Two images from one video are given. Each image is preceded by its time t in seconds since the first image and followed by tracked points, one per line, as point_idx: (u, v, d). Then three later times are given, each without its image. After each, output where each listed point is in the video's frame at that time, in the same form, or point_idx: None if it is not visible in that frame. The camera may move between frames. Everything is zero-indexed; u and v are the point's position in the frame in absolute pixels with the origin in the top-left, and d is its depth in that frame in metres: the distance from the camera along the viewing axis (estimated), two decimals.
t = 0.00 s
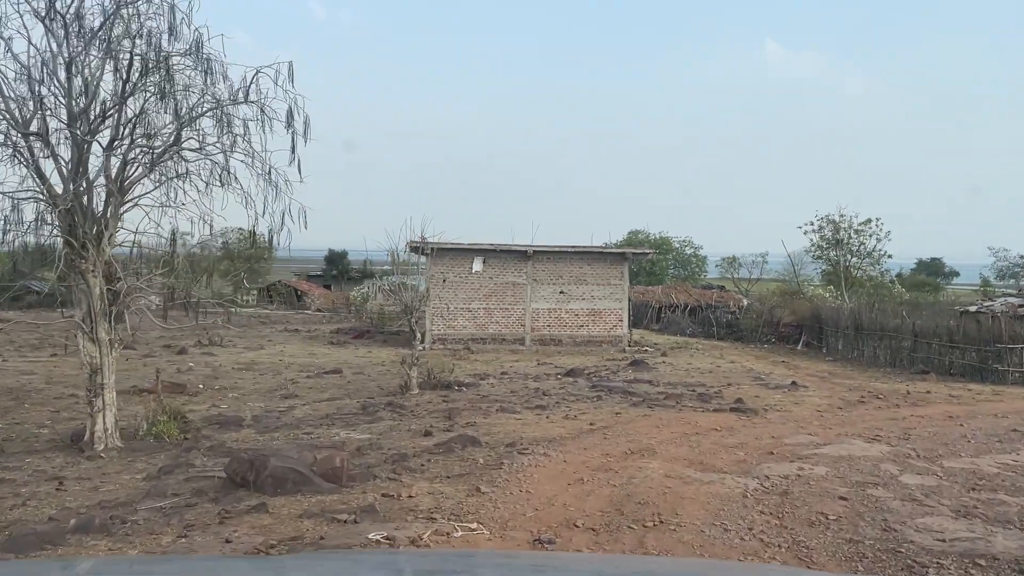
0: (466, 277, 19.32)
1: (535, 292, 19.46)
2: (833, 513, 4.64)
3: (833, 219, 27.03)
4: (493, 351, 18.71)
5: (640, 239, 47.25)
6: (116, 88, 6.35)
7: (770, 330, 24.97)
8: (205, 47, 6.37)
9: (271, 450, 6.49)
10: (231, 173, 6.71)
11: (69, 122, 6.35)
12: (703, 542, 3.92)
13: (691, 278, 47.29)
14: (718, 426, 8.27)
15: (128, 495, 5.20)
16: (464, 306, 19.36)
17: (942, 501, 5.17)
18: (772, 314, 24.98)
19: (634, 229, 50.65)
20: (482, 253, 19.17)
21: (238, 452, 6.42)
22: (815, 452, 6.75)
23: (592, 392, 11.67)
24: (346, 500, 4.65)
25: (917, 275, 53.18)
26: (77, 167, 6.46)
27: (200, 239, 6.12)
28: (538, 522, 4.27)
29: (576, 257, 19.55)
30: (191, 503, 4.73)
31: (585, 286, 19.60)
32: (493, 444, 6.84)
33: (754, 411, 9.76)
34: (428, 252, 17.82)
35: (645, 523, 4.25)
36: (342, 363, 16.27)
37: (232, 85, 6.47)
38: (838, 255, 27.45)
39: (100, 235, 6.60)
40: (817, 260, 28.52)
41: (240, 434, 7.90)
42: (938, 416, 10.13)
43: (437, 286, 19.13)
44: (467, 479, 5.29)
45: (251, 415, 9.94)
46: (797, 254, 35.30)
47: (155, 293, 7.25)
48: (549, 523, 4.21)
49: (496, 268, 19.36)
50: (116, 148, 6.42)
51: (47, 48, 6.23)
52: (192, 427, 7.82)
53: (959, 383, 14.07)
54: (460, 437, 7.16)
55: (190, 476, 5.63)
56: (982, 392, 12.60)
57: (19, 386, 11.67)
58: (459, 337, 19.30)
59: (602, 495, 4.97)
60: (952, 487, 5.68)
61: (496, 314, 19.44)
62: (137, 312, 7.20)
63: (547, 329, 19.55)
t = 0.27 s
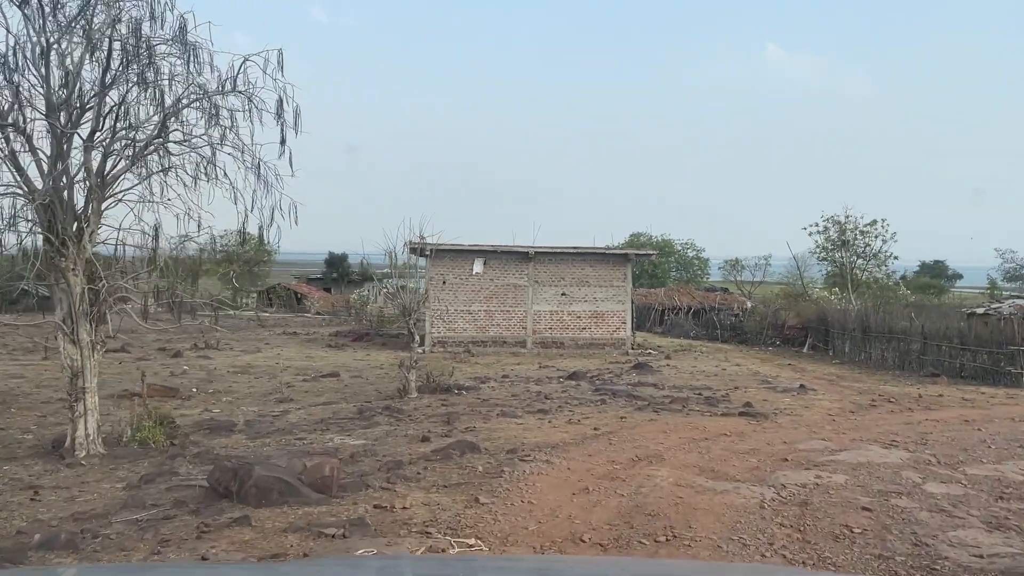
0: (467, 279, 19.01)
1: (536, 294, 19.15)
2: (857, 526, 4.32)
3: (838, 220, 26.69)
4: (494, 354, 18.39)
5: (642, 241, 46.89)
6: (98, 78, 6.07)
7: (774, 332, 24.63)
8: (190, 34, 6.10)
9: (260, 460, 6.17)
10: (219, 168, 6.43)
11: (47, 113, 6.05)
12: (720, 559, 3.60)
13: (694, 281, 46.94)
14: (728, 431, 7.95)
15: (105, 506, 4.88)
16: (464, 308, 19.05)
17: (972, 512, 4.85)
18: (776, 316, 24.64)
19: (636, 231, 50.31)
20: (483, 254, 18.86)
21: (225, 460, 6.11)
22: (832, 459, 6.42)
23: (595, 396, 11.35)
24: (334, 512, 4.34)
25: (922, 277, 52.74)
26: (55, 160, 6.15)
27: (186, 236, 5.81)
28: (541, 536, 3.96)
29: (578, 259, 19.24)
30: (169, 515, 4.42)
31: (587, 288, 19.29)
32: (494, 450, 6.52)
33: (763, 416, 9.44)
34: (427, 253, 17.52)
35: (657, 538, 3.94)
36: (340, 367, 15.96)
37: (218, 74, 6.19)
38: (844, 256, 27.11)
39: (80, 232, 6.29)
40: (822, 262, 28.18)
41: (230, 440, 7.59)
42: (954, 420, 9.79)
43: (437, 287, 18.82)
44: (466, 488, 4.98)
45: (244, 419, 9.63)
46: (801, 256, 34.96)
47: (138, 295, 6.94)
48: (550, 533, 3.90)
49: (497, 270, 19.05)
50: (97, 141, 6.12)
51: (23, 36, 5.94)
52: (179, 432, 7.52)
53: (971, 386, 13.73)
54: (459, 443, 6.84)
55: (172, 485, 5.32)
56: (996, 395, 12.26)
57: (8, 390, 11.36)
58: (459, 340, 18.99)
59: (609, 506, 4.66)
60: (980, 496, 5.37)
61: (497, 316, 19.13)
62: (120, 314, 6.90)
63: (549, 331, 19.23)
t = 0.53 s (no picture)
0: (466, 281, 18.72)
1: (537, 296, 18.86)
2: (883, 543, 4.03)
3: (842, 221, 26.38)
4: (494, 357, 18.10)
5: (643, 243, 46.59)
6: (75, 70, 5.78)
7: (778, 334, 24.32)
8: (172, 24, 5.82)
9: (247, 470, 5.88)
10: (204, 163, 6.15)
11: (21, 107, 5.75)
12: None
13: (695, 282, 46.62)
14: (736, 438, 7.65)
15: (77, 521, 4.59)
16: (464, 310, 18.76)
17: (1002, 526, 4.55)
18: (780, 318, 24.33)
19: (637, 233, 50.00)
20: (482, 256, 18.57)
21: (209, 469, 5.82)
22: (847, 468, 6.12)
23: (598, 400, 11.06)
24: (321, 530, 4.04)
25: (925, 279, 52.41)
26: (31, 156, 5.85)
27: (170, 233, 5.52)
28: (544, 556, 3.66)
29: (579, 260, 18.95)
30: (144, 532, 4.12)
31: (589, 289, 18.99)
32: (493, 459, 6.23)
33: (771, 420, 9.14)
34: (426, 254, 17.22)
35: (668, 560, 3.64)
36: (336, 370, 15.67)
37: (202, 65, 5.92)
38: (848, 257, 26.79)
39: (58, 232, 5.98)
40: (825, 263, 27.87)
41: (219, 447, 7.30)
42: (967, 425, 9.49)
43: (436, 289, 18.53)
44: (463, 501, 4.68)
45: (236, 425, 9.34)
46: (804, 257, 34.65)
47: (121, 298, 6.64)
48: (555, 549, 3.60)
49: (497, 271, 18.76)
50: (75, 135, 5.83)
51: None
52: (165, 439, 7.22)
53: (982, 389, 13.42)
54: (456, 451, 6.54)
55: (151, 498, 5.03)
56: (1008, 399, 11.96)
57: None
58: (459, 342, 18.70)
59: (615, 521, 4.36)
60: (1007, 508, 5.07)
61: (497, 319, 18.83)
62: (101, 317, 6.59)
63: (550, 333, 18.94)
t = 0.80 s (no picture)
0: (465, 282, 18.42)
1: (536, 297, 18.56)
2: (907, 560, 3.72)
3: (845, 221, 26.08)
4: (493, 359, 17.79)
5: (644, 244, 46.27)
6: (49, 58, 5.51)
7: (781, 336, 24.01)
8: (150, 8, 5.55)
9: (228, 480, 5.57)
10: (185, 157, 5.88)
11: None
12: None
13: (696, 284, 46.34)
14: (743, 444, 7.34)
15: (42, 536, 4.28)
16: (462, 312, 18.45)
17: None
18: (783, 319, 24.03)
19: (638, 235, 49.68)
20: (481, 257, 18.28)
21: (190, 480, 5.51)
22: (862, 476, 5.81)
23: (599, 403, 10.74)
24: (302, 546, 3.74)
25: (928, 281, 52.05)
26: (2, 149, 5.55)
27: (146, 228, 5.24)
28: None
29: (579, 261, 18.66)
30: (110, 550, 3.82)
31: (589, 291, 18.69)
32: (488, 467, 5.92)
33: (778, 425, 8.83)
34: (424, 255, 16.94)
35: None
36: (332, 373, 15.36)
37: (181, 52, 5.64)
38: (851, 258, 26.49)
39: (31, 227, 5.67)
40: (828, 264, 27.56)
41: (204, 455, 6.99)
42: (981, 429, 9.18)
43: (434, 291, 18.26)
44: (455, 515, 4.37)
45: (225, 431, 9.04)
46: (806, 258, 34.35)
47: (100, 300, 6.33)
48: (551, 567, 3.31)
49: (496, 273, 18.47)
50: (48, 126, 5.54)
51: None
52: (148, 446, 6.92)
53: (992, 392, 13.10)
54: (450, 458, 6.24)
55: (123, 511, 4.72)
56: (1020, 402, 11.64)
57: None
58: (457, 345, 18.38)
59: (618, 536, 4.05)
60: None
61: (496, 320, 18.53)
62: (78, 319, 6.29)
63: (550, 336, 18.64)
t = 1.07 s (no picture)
0: (466, 282, 18.12)
1: (538, 297, 18.26)
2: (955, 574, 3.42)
3: (850, 221, 25.79)
4: (494, 360, 17.49)
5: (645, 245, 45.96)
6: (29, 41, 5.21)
7: (786, 337, 23.70)
8: None
9: (219, 488, 5.26)
10: (174, 146, 5.58)
11: None
12: None
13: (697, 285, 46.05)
14: (759, 447, 7.02)
15: (15, 549, 3.97)
16: (463, 312, 18.14)
17: None
18: (788, 320, 23.72)
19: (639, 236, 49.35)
20: (482, 256, 17.97)
21: (179, 486, 5.21)
22: (889, 481, 5.50)
23: (605, 405, 10.43)
24: (294, 561, 3.43)
25: (931, 281, 51.73)
26: None
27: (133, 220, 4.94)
28: None
29: (581, 260, 18.35)
30: (87, 564, 3.51)
31: (592, 290, 18.38)
32: (494, 472, 5.60)
33: (792, 426, 8.53)
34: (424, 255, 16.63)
35: None
36: (331, 375, 15.04)
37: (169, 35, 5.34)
38: (856, 257, 26.18)
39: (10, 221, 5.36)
40: (833, 263, 27.26)
41: (196, 459, 6.69)
42: (1002, 430, 8.87)
43: (435, 291, 17.96)
44: (460, 525, 4.06)
45: (219, 434, 8.73)
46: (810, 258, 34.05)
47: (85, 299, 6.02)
48: None
49: (498, 272, 18.17)
50: (28, 114, 5.23)
51: None
52: (137, 451, 6.61)
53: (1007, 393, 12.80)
54: (453, 462, 5.93)
55: (105, 521, 4.41)
56: None
57: None
58: (458, 346, 18.07)
59: (638, 548, 3.75)
60: None
61: (498, 321, 18.22)
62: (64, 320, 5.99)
63: (553, 336, 18.33)
